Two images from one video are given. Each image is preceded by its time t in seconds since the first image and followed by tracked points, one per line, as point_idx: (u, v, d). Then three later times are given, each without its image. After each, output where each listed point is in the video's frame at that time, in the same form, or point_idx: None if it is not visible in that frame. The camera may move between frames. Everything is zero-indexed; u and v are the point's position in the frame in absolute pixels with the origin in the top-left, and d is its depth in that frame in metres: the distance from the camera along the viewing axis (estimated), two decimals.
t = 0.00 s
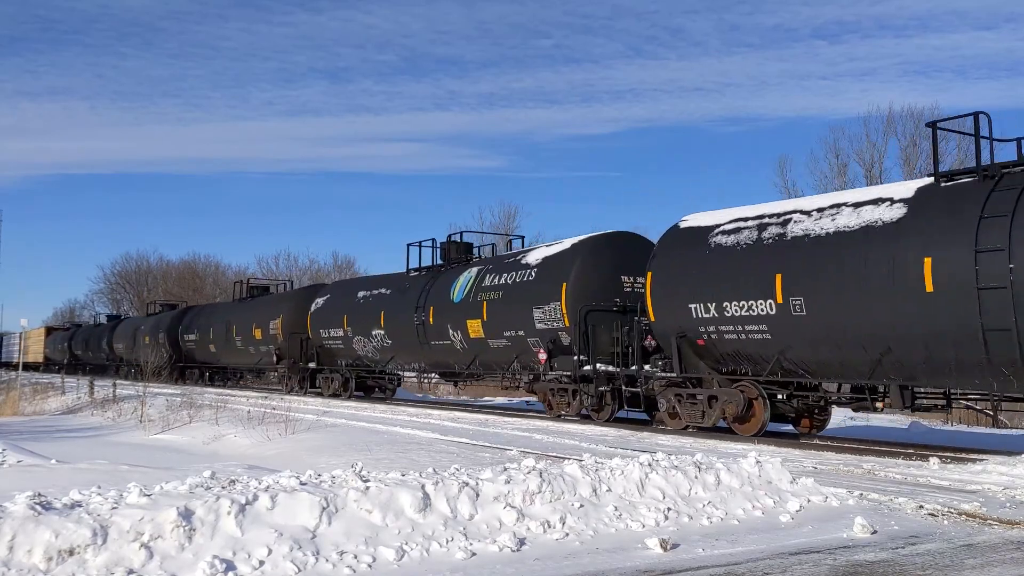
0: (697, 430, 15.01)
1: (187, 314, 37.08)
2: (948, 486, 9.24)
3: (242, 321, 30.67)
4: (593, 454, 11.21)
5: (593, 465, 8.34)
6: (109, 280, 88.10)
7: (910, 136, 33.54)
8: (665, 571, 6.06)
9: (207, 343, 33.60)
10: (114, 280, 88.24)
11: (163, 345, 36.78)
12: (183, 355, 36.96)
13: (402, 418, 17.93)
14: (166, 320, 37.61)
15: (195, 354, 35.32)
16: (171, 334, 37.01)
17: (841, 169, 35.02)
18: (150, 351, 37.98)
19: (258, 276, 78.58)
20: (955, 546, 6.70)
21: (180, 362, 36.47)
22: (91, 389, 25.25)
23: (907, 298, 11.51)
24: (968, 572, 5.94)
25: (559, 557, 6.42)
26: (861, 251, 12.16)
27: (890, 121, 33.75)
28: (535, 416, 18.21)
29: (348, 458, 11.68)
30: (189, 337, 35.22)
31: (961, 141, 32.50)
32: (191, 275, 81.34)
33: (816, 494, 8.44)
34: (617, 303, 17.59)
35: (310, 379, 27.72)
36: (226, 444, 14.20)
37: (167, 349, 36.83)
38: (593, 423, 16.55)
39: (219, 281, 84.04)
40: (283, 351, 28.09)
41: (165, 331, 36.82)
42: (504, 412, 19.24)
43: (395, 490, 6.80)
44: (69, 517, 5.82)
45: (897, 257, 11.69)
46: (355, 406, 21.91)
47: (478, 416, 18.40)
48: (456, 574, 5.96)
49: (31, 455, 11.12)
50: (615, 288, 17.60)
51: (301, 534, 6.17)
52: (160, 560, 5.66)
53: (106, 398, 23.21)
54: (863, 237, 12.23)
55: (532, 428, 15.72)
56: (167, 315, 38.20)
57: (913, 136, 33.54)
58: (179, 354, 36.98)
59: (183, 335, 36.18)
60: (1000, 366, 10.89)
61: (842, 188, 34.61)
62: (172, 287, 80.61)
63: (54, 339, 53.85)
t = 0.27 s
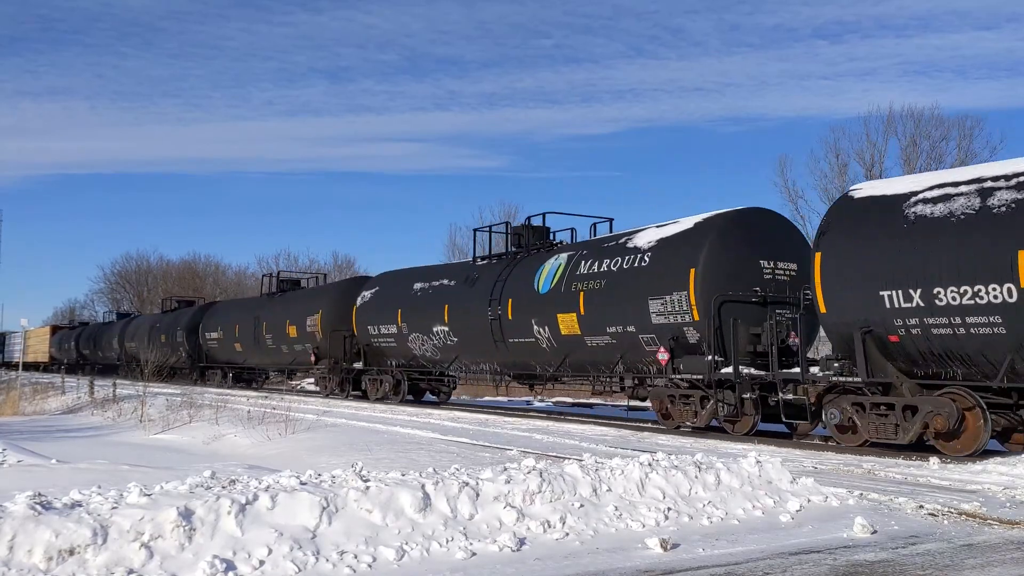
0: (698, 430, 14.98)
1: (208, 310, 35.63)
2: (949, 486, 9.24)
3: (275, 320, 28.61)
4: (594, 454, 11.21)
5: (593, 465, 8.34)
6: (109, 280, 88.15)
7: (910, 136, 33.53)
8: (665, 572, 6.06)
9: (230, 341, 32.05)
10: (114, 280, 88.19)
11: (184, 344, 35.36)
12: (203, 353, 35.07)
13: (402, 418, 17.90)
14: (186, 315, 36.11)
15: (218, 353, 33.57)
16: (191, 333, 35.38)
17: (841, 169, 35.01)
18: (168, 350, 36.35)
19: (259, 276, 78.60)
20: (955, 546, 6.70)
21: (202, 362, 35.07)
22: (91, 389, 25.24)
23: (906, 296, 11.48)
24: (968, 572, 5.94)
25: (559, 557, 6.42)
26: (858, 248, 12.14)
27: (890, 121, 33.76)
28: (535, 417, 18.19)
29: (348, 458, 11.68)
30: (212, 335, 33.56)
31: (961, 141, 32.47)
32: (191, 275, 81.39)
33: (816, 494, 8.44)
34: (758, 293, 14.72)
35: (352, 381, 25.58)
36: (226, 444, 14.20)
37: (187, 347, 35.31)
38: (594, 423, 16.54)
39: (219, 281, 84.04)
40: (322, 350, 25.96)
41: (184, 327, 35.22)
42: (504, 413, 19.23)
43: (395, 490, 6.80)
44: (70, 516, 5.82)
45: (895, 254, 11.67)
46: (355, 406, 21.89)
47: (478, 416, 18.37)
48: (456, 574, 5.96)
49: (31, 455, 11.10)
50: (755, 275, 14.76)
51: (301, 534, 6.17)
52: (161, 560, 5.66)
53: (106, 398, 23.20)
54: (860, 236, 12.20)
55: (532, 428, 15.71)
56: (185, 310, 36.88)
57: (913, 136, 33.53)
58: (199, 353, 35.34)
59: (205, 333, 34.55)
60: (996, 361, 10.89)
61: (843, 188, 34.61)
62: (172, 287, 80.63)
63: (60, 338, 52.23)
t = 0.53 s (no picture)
0: (698, 430, 14.96)
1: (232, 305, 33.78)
2: (949, 486, 9.23)
3: (313, 317, 26.40)
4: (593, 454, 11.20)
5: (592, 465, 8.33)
6: (109, 280, 88.17)
7: (911, 136, 33.54)
8: (665, 571, 6.05)
9: (257, 339, 30.02)
10: (114, 279, 88.13)
11: (206, 342, 33.48)
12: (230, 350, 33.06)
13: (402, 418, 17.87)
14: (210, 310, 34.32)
15: (246, 352, 31.40)
16: (215, 331, 33.40)
17: (841, 169, 35.01)
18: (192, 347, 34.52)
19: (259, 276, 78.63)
20: (955, 546, 6.70)
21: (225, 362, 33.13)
22: (91, 389, 25.22)
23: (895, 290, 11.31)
24: (968, 572, 5.93)
25: (559, 556, 6.41)
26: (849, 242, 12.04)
27: (891, 121, 33.77)
28: (535, 417, 18.18)
29: (348, 458, 11.67)
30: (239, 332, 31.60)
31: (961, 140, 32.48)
32: (192, 274, 81.40)
33: (815, 494, 8.44)
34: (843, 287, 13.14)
35: (405, 383, 23.23)
36: (226, 444, 14.19)
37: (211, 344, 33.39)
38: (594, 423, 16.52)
39: (219, 280, 84.05)
40: (370, 349, 23.61)
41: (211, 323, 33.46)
42: (504, 412, 19.22)
43: (395, 489, 6.80)
44: (70, 516, 5.82)
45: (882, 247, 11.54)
46: (355, 406, 21.88)
47: (478, 416, 18.35)
48: (456, 573, 5.96)
49: (31, 455, 11.09)
50: (960, 254, 11.72)
51: (301, 534, 6.17)
52: (161, 560, 5.66)
53: (107, 398, 23.18)
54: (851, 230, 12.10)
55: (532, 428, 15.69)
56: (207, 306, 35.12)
57: (913, 136, 33.54)
58: (223, 351, 33.41)
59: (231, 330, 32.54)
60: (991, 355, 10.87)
61: (843, 188, 34.62)
62: (172, 287, 80.64)
63: (72, 336, 50.65)
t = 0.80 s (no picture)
0: (698, 430, 14.95)
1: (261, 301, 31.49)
2: (949, 486, 9.23)
3: (360, 312, 24.03)
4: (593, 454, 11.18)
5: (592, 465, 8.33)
6: (109, 280, 88.22)
7: (910, 136, 33.54)
8: (666, 571, 6.05)
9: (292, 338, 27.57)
10: (114, 279, 88.08)
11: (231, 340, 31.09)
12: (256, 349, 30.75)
13: (402, 418, 17.86)
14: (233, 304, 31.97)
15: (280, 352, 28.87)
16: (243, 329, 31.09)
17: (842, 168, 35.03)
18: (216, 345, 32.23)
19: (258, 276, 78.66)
20: (955, 546, 6.70)
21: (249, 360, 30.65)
22: (92, 388, 25.21)
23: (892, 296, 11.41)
24: (968, 572, 5.93)
25: (559, 557, 6.41)
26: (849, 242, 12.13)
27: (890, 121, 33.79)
28: (535, 416, 18.17)
29: (348, 458, 11.66)
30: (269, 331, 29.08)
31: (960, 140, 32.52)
32: (192, 274, 81.44)
33: (816, 494, 8.44)
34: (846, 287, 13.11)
35: (472, 386, 20.59)
36: (226, 443, 14.18)
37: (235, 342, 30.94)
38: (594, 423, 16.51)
39: (219, 280, 84.09)
40: (431, 347, 21.21)
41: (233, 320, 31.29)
42: (504, 412, 19.21)
43: (395, 490, 6.80)
44: (70, 516, 5.82)
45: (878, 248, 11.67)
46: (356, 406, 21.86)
47: (478, 416, 18.35)
48: (456, 574, 5.96)
49: (31, 455, 11.08)
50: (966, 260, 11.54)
51: (301, 534, 6.17)
52: (161, 560, 5.66)
53: (107, 397, 23.18)
54: (855, 231, 12.14)
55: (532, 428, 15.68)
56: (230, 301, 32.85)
57: (913, 136, 33.55)
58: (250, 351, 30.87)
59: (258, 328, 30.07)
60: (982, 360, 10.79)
61: (843, 188, 34.64)
62: (172, 288, 80.68)
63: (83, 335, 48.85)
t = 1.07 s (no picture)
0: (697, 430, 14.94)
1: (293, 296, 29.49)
2: (949, 486, 9.22)
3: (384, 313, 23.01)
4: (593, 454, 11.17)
5: (592, 465, 8.33)
6: (109, 280, 88.25)
7: (909, 135, 33.56)
8: (666, 571, 6.05)
9: (333, 337, 25.45)
10: (114, 280, 88.02)
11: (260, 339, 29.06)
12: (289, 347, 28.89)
13: (402, 418, 17.84)
14: (260, 300, 29.93)
15: (318, 352, 26.79)
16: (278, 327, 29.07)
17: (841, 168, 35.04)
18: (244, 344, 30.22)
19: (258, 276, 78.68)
20: (955, 546, 6.69)
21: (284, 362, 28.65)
22: (92, 388, 25.20)
23: (890, 300, 11.45)
24: (968, 572, 5.93)
25: (559, 556, 6.41)
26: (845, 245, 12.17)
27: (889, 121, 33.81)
28: (535, 416, 18.17)
29: (348, 458, 11.66)
30: (305, 329, 26.99)
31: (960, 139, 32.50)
32: (192, 274, 81.46)
33: (816, 494, 8.44)
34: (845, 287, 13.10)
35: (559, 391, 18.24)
36: (226, 444, 14.17)
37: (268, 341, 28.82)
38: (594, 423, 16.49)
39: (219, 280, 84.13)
40: (508, 346, 18.88)
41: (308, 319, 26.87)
42: (504, 412, 19.20)
43: (395, 489, 6.80)
44: (70, 516, 5.82)
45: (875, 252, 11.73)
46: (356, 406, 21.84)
47: (478, 416, 18.33)
48: (456, 574, 5.95)
49: (31, 455, 11.07)
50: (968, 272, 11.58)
51: (301, 534, 6.17)
52: (161, 560, 5.66)
53: (107, 397, 23.18)
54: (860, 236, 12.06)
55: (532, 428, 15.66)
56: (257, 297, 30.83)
57: (912, 136, 33.56)
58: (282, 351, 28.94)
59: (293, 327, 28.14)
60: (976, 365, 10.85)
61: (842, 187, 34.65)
62: (172, 287, 80.69)
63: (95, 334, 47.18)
